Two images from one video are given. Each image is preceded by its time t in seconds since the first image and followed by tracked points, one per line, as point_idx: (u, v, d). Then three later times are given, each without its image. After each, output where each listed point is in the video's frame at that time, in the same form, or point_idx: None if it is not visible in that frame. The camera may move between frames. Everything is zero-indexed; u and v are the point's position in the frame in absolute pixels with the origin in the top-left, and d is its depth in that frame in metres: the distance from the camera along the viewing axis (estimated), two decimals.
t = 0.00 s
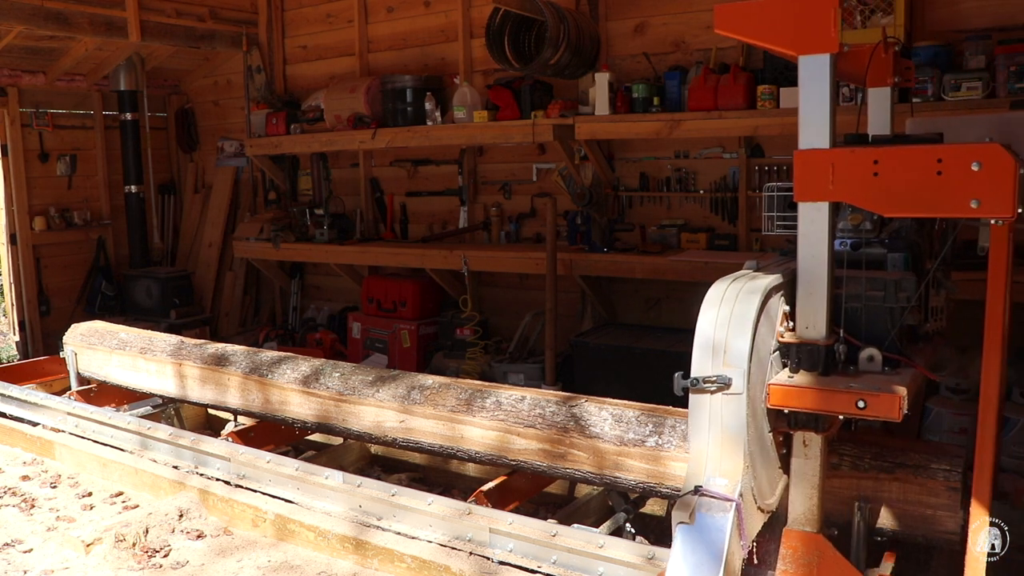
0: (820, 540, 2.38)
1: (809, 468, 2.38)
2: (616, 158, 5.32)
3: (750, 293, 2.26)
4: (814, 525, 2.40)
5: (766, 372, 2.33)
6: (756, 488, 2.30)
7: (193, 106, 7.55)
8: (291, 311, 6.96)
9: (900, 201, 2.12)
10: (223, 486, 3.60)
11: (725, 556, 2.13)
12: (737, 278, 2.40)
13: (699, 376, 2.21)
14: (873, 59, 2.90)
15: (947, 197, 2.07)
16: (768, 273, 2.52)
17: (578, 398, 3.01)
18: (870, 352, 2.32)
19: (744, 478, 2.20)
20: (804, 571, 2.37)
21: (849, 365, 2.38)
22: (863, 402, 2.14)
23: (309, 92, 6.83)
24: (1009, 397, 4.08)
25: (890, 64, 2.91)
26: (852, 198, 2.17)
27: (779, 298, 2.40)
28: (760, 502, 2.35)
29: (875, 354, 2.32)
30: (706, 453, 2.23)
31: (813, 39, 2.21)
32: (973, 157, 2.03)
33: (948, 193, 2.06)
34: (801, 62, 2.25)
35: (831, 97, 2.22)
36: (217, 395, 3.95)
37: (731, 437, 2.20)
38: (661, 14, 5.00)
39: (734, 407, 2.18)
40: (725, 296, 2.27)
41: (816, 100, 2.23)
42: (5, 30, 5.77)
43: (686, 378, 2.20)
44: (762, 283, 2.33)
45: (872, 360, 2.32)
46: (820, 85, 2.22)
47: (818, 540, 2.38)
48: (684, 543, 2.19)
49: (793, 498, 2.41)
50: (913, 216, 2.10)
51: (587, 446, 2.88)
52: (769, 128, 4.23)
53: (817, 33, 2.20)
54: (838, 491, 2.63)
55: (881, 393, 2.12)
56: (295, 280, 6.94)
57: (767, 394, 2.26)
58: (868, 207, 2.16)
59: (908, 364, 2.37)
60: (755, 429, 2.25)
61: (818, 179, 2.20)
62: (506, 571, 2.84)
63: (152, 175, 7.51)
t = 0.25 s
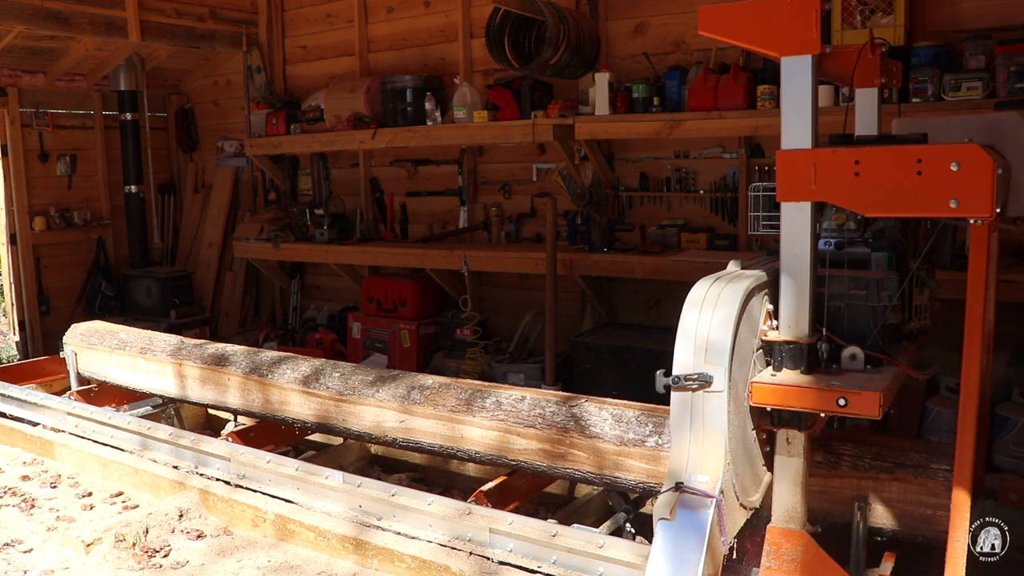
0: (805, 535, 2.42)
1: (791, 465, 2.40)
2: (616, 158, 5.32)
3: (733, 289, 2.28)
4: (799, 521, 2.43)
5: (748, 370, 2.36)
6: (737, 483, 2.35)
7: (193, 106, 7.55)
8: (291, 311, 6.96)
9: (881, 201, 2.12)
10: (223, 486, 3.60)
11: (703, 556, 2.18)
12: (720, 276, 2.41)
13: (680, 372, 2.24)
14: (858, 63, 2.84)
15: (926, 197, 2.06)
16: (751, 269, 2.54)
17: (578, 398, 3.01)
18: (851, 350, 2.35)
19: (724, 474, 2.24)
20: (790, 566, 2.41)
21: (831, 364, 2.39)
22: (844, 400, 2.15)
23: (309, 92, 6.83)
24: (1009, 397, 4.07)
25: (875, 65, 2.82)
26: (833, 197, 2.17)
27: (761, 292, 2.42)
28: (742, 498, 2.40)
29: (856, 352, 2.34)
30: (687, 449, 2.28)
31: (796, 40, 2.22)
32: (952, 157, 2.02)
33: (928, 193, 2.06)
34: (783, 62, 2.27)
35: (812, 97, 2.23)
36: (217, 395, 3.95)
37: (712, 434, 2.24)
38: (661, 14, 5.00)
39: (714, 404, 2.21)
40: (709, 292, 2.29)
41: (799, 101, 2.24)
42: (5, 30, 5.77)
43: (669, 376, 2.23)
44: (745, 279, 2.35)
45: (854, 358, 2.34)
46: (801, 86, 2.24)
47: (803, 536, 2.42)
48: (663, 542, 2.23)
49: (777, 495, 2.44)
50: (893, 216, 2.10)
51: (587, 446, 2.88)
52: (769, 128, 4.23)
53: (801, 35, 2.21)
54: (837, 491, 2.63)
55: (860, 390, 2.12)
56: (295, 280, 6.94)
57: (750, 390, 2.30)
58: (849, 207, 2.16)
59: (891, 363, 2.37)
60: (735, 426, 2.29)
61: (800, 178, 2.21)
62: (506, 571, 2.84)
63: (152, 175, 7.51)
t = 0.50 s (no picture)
0: (789, 533, 2.42)
1: (777, 464, 2.39)
2: (616, 158, 5.32)
3: (715, 291, 2.29)
4: (784, 519, 2.43)
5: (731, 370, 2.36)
6: (720, 481, 2.34)
7: (193, 106, 7.55)
8: (291, 311, 6.96)
9: (862, 201, 2.12)
10: (224, 486, 3.60)
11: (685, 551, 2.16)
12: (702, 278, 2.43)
13: (663, 371, 2.24)
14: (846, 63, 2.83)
15: (907, 197, 2.07)
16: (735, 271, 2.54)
17: (578, 398, 3.01)
18: (835, 349, 2.34)
19: (707, 471, 2.24)
20: (775, 564, 2.42)
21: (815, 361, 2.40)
22: (826, 398, 2.16)
23: (309, 92, 6.83)
24: (1009, 398, 4.08)
25: (864, 66, 2.80)
26: (814, 197, 2.17)
27: (743, 293, 2.43)
28: (726, 495, 2.39)
29: (840, 351, 2.33)
30: (670, 447, 2.28)
31: (779, 41, 2.21)
32: (933, 157, 2.03)
33: (909, 193, 2.06)
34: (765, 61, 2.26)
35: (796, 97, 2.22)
36: (217, 395, 3.95)
37: (694, 431, 2.24)
38: (660, 14, 5.00)
39: (696, 402, 2.22)
40: (691, 293, 2.30)
41: (782, 99, 2.22)
42: (5, 30, 5.77)
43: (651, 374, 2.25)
44: (727, 281, 2.37)
45: (838, 356, 2.33)
46: (784, 86, 2.22)
47: (787, 534, 2.43)
48: (645, 539, 2.21)
49: (761, 494, 2.44)
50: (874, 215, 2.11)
51: (587, 446, 2.88)
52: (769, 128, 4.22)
53: (785, 36, 2.20)
54: (838, 491, 2.63)
55: (842, 389, 2.14)
56: (295, 280, 6.94)
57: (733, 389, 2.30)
58: (830, 207, 2.16)
59: (874, 361, 2.39)
60: (717, 424, 2.29)
61: (782, 178, 2.20)
62: (506, 571, 2.85)
63: (152, 175, 7.51)
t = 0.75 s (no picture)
0: (774, 530, 2.40)
1: (761, 462, 2.42)
2: (616, 158, 5.32)
3: (699, 290, 2.32)
4: (770, 515, 2.42)
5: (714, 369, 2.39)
6: (702, 477, 2.37)
7: (193, 106, 7.55)
8: (291, 311, 6.96)
9: (845, 200, 2.15)
10: (224, 486, 3.60)
11: (666, 549, 2.20)
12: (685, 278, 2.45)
13: (647, 369, 2.26)
14: (835, 63, 2.91)
15: (889, 197, 2.11)
16: (723, 270, 2.58)
17: (578, 398, 3.00)
18: (818, 347, 2.38)
19: (689, 467, 2.27)
20: (759, 560, 2.36)
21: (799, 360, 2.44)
22: (808, 396, 2.18)
23: (309, 92, 6.83)
24: (1009, 397, 4.08)
25: (852, 68, 2.91)
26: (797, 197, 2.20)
27: (724, 293, 2.46)
28: (708, 491, 2.42)
29: (823, 349, 2.38)
30: (653, 444, 2.31)
31: (762, 43, 2.24)
32: (913, 158, 2.07)
33: (890, 193, 2.10)
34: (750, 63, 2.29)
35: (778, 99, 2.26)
36: (218, 396, 3.95)
37: (676, 428, 2.27)
38: (660, 14, 5.00)
39: (679, 400, 2.24)
40: (675, 293, 2.33)
41: (765, 102, 2.26)
42: (5, 30, 5.77)
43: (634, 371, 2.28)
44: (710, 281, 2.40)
45: (821, 355, 2.38)
46: (766, 90, 2.26)
47: (773, 531, 2.40)
48: (626, 537, 2.26)
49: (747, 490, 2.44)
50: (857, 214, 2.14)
51: (587, 446, 2.89)
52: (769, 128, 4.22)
53: (768, 39, 2.23)
54: (837, 491, 2.63)
55: (825, 387, 2.16)
56: (295, 280, 6.94)
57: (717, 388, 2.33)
58: (814, 206, 2.19)
59: (857, 360, 2.42)
60: (699, 422, 2.32)
61: (766, 178, 2.23)
62: (506, 571, 2.85)
63: (152, 175, 7.51)
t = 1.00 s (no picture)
0: (759, 527, 2.41)
1: (747, 459, 2.42)
2: (616, 158, 5.32)
3: (684, 288, 2.30)
4: (756, 513, 2.42)
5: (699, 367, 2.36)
6: (687, 475, 2.35)
7: (193, 106, 7.55)
8: (291, 311, 6.96)
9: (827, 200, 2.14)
10: (224, 486, 3.60)
11: (648, 545, 2.19)
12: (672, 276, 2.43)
13: (630, 367, 2.24)
14: (823, 64, 2.91)
15: (871, 196, 2.10)
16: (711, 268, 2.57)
17: (578, 398, 3.00)
18: (802, 346, 2.37)
19: (671, 465, 2.25)
20: (745, 557, 2.39)
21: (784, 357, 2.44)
22: (791, 394, 2.19)
23: (309, 92, 6.83)
24: (1010, 398, 4.08)
25: (840, 68, 2.91)
26: (781, 198, 2.19)
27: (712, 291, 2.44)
28: (693, 489, 2.40)
29: (807, 348, 2.36)
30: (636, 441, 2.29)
31: (746, 45, 2.25)
32: (895, 157, 2.06)
33: (872, 193, 2.09)
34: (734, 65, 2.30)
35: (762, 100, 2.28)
36: (218, 396, 3.95)
37: (659, 426, 2.25)
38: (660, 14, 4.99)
39: (662, 398, 2.22)
40: (659, 292, 2.31)
41: (749, 104, 2.28)
42: (5, 30, 5.77)
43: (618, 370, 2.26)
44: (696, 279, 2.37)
45: (804, 353, 2.37)
46: (750, 91, 2.28)
47: (758, 528, 2.41)
48: (609, 533, 2.24)
49: (733, 488, 2.44)
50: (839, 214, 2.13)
51: (587, 446, 2.89)
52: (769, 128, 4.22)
53: (751, 40, 2.24)
54: (837, 491, 2.63)
55: (809, 385, 2.17)
56: (295, 280, 6.94)
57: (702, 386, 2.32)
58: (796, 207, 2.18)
59: (841, 358, 2.42)
60: (683, 420, 2.30)
61: (749, 179, 2.23)
62: (506, 571, 2.85)
63: (152, 175, 7.52)
